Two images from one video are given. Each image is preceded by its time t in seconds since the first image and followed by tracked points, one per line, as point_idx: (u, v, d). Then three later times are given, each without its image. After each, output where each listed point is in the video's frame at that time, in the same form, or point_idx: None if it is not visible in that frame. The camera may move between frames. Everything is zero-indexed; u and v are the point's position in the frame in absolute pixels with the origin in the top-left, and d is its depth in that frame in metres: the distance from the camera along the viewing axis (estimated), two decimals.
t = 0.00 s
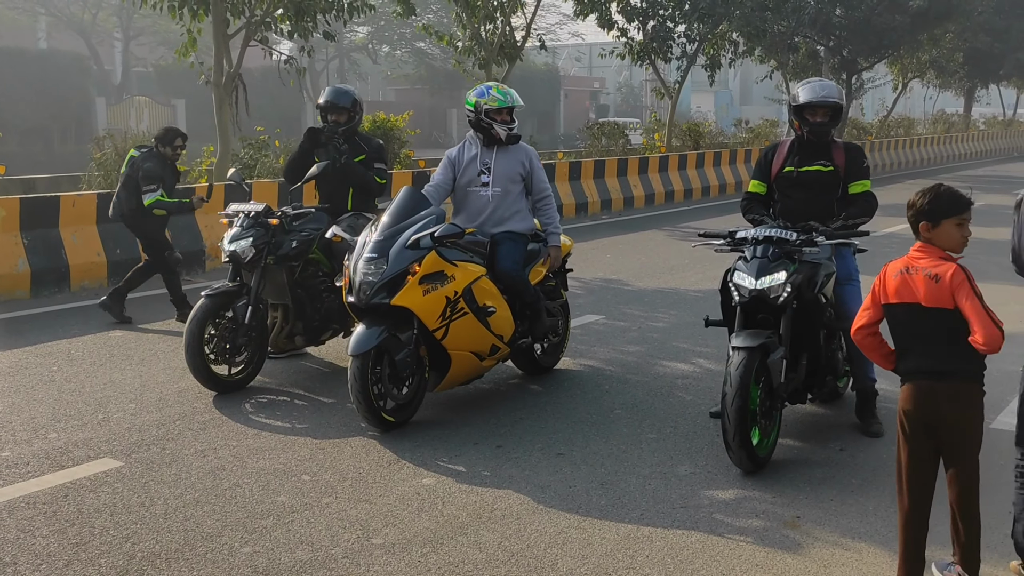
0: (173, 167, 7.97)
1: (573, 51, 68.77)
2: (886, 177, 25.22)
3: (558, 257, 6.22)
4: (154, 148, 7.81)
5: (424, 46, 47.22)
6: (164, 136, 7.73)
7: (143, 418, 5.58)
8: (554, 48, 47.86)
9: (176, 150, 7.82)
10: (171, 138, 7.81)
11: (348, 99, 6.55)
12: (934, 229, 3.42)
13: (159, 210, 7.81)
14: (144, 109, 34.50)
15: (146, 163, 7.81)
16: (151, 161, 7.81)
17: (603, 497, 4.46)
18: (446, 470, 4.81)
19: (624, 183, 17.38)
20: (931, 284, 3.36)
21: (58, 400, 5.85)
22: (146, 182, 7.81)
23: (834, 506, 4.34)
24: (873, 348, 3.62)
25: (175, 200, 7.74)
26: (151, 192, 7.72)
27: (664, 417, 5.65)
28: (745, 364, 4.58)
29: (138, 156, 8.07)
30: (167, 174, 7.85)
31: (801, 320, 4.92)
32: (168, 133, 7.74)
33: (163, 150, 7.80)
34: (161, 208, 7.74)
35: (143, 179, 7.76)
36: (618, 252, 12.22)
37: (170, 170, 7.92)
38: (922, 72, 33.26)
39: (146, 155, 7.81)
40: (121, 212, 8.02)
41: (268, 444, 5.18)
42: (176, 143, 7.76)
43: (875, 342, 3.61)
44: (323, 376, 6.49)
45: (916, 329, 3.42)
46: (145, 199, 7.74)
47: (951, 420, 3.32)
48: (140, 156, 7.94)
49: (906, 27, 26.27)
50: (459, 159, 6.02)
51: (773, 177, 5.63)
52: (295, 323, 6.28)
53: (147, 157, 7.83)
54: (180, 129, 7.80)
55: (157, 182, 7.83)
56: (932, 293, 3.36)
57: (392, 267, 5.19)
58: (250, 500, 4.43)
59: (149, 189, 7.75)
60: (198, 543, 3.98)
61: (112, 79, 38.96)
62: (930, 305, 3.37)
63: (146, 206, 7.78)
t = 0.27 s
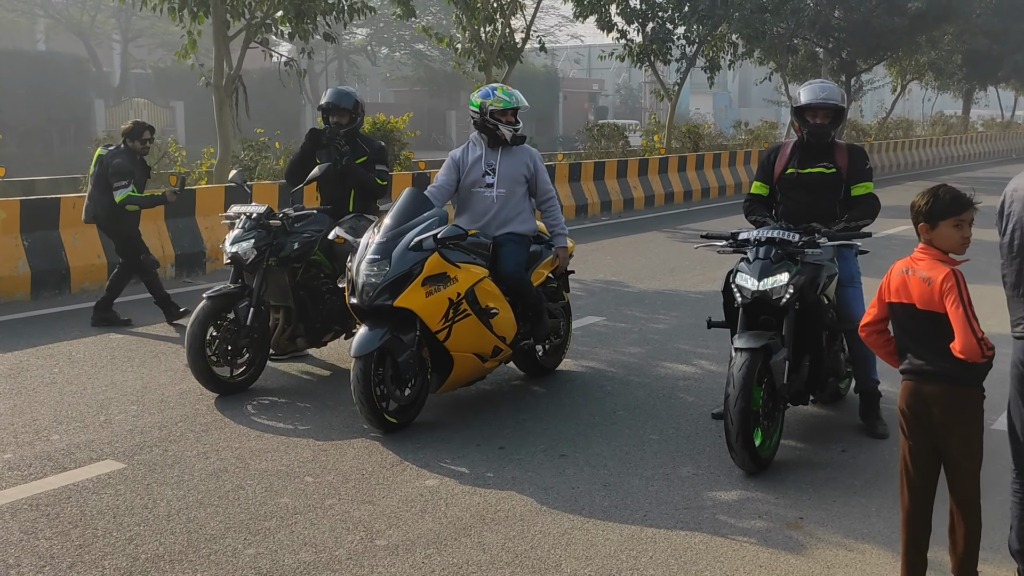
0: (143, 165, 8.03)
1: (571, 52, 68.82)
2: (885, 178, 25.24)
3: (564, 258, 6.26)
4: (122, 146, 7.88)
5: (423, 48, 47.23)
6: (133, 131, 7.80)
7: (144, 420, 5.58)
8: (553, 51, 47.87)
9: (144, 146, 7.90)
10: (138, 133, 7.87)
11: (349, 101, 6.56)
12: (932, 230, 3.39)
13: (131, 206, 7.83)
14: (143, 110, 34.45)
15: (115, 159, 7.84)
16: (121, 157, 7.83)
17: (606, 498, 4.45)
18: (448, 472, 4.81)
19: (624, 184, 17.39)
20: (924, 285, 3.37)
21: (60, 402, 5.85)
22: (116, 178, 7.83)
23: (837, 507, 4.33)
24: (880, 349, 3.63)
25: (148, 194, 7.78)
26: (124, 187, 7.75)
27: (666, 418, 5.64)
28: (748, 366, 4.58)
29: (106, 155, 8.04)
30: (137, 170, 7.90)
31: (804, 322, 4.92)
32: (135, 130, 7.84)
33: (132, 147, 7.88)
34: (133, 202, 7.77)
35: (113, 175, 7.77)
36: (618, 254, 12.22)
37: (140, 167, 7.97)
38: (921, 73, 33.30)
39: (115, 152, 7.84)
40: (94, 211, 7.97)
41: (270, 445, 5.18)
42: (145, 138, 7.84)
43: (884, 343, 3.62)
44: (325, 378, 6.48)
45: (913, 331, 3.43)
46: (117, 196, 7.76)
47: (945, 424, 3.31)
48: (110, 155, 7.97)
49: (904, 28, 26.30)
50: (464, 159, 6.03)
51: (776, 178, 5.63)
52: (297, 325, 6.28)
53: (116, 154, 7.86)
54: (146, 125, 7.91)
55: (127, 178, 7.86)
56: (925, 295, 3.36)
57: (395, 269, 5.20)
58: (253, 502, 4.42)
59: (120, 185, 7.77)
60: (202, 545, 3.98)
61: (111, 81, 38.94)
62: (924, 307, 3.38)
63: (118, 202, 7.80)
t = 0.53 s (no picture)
0: (121, 155, 7.76)
1: (571, 54, 68.81)
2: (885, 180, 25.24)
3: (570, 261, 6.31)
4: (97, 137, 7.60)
5: (423, 50, 47.22)
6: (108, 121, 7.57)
7: (146, 423, 5.57)
8: (552, 53, 47.86)
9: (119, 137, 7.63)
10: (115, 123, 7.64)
11: (351, 103, 6.56)
12: (941, 233, 3.37)
13: (106, 199, 7.57)
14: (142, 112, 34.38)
15: (90, 151, 7.59)
16: (95, 149, 7.59)
17: (609, 501, 4.44)
18: (452, 475, 4.79)
19: (624, 186, 17.39)
20: (932, 289, 3.36)
21: (61, 405, 5.83)
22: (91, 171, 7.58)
23: (841, 510, 4.32)
24: (884, 351, 3.64)
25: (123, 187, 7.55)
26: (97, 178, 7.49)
27: (669, 421, 5.63)
28: (751, 368, 4.57)
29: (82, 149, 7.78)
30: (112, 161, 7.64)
31: (807, 324, 4.92)
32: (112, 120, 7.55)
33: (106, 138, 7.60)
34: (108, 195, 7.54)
35: (87, 167, 7.52)
36: (619, 255, 12.21)
37: (117, 157, 7.70)
38: (921, 75, 33.30)
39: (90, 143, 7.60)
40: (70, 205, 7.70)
41: (272, 448, 5.17)
42: (121, 127, 7.61)
43: (889, 346, 3.63)
44: (326, 380, 6.48)
45: (918, 335, 3.42)
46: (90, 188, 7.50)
47: (951, 427, 3.30)
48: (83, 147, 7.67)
49: (904, 30, 26.30)
50: (467, 162, 6.03)
51: (780, 180, 5.61)
52: (299, 327, 6.28)
53: (91, 146, 7.62)
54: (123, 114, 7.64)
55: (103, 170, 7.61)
56: (932, 298, 3.36)
57: (397, 272, 5.20)
58: (255, 505, 4.41)
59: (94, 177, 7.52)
60: (205, 549, 3.97)
61: (111, 83, 38.90)
62: (931, 310, 3.37)
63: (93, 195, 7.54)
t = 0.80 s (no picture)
0: (99, 156, 7.53)
1: (571, 55, 68.82)
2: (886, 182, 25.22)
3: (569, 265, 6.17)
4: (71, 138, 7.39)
5: (423, 52, 47.21)
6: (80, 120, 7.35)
7: (149, 426, 5.55)
8: (552, 55, 47.86)
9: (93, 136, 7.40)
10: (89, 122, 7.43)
11: (353, 106, 6.54)
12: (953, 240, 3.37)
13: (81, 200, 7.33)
14: (142, 115, 34.36)
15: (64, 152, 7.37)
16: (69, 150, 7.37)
17: (614, 505, 4.42)
18: (456, 478, 4.78)
19: (625, 188, 17.38)
20: (966, 295, 3.29)
21: (64, 408, 5.82)
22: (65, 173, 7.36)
23: (848, 513, 4.30)
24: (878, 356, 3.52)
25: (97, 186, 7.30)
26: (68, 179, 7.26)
27: (673, 423, 5.62)
28: (756, 370, 4.55)
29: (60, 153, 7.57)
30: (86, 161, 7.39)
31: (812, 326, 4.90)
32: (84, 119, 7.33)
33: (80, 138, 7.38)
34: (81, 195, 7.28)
35: (59, 168, 7.30)
36: (621, 258, 12.19)
37: (93, 157, 7.47)
38: (921, 77, 33.31)
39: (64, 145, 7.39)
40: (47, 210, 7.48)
41: (275, 451, 5.15)
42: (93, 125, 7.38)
43: (884, 352, 3.54)
44: (329, 383, 6.46)
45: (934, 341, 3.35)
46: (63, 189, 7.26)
47: (958, 428, 3.31)
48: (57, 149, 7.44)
49: (905, 32, 26.32)
50: (469, 165, 6.02)
51: (784, 182, 5.60)
52: (301, 329, 6.26)
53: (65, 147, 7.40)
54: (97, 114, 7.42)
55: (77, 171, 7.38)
56: (965, 305, 3.29)
57: (401, 274, 5.20)
58: (259, 509, 4.40)
59: (66, 178, 7.28)
60: (208, 553, 3.95)
61: (111, 85, 38.90)
62: (961, 316, 3.31)
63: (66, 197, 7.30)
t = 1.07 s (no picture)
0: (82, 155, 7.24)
1: (571, 56, 68.74)
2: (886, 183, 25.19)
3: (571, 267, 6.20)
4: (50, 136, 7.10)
5: (423, 53, 47.17)
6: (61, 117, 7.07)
7: (150, 428, 5.51)
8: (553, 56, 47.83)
9: (74, 134, 7.10)
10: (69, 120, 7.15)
11: (356, 106, 6.50)
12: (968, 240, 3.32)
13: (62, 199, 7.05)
14: (142, 117, 34.30)
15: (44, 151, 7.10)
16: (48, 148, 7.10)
17: (621, 508, 4.38)
18: (460, 481, 4.74)
19: (627, 189, 17.35)
20: (999, 292, 3.27)
21: (65, 410, 5.78)
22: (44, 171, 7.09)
23: (857, 516, 4.26)
24: (916, 371, 3.32)
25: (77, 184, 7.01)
26: (46, 178, 6.98)
27: (679, 425, 5.58)
28: (764, 372, 4.51)
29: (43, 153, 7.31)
30: (66, 159, 7.10)
31: (819, 327, 4.87)
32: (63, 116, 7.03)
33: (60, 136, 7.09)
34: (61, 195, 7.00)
35: (37, 166, 7.03)
36: (623, 259, 12.16)
37: (75, 156, 7.18)
38: (921, 78, 33.27)
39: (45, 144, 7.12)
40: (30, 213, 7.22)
41: (278, 454, 5.11)
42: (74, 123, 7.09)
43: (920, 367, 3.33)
44: (331, 385, 6.42)
45: (962, 341, 3.29)
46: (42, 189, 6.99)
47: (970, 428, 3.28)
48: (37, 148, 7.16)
49: (906, 33, 26.30)
50: (472, 166, 5.97)
51: (790, 183, 5.57)
52: (303, 331, 6.23)
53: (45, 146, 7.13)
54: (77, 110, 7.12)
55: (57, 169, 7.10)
56: (999, 301, 3.27)
57: (405, 275, 5.17)
58: (263, 512, 4.36)
59: (44, 177, 7.01)
60: (212, 556, 3.92)
61: (110, 87, 38.86)
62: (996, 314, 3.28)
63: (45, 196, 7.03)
